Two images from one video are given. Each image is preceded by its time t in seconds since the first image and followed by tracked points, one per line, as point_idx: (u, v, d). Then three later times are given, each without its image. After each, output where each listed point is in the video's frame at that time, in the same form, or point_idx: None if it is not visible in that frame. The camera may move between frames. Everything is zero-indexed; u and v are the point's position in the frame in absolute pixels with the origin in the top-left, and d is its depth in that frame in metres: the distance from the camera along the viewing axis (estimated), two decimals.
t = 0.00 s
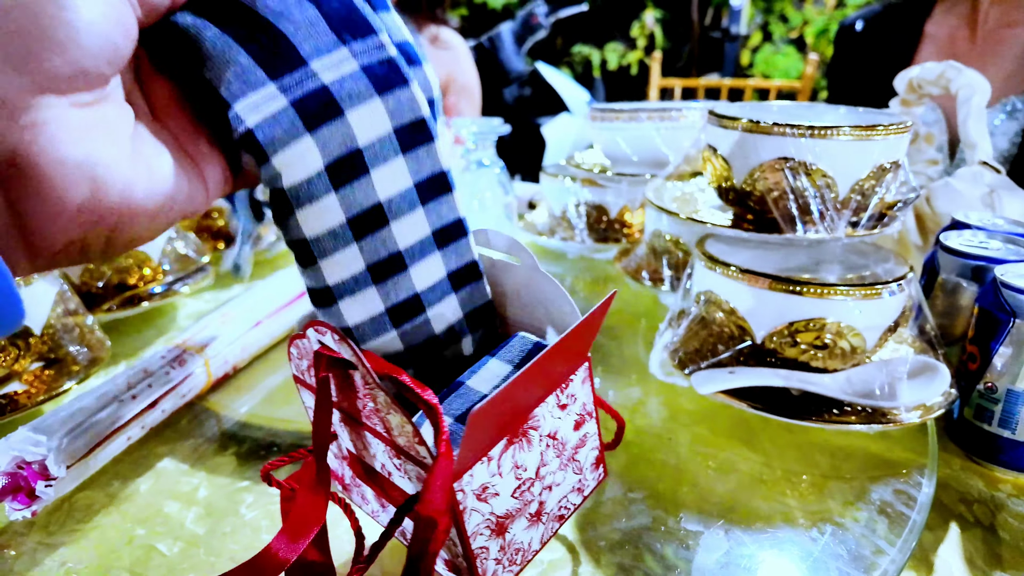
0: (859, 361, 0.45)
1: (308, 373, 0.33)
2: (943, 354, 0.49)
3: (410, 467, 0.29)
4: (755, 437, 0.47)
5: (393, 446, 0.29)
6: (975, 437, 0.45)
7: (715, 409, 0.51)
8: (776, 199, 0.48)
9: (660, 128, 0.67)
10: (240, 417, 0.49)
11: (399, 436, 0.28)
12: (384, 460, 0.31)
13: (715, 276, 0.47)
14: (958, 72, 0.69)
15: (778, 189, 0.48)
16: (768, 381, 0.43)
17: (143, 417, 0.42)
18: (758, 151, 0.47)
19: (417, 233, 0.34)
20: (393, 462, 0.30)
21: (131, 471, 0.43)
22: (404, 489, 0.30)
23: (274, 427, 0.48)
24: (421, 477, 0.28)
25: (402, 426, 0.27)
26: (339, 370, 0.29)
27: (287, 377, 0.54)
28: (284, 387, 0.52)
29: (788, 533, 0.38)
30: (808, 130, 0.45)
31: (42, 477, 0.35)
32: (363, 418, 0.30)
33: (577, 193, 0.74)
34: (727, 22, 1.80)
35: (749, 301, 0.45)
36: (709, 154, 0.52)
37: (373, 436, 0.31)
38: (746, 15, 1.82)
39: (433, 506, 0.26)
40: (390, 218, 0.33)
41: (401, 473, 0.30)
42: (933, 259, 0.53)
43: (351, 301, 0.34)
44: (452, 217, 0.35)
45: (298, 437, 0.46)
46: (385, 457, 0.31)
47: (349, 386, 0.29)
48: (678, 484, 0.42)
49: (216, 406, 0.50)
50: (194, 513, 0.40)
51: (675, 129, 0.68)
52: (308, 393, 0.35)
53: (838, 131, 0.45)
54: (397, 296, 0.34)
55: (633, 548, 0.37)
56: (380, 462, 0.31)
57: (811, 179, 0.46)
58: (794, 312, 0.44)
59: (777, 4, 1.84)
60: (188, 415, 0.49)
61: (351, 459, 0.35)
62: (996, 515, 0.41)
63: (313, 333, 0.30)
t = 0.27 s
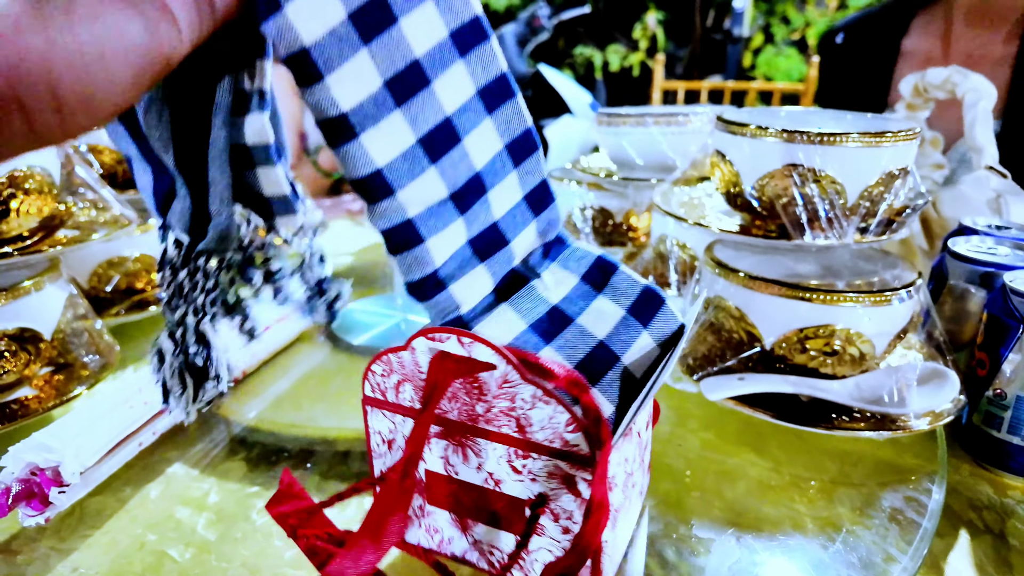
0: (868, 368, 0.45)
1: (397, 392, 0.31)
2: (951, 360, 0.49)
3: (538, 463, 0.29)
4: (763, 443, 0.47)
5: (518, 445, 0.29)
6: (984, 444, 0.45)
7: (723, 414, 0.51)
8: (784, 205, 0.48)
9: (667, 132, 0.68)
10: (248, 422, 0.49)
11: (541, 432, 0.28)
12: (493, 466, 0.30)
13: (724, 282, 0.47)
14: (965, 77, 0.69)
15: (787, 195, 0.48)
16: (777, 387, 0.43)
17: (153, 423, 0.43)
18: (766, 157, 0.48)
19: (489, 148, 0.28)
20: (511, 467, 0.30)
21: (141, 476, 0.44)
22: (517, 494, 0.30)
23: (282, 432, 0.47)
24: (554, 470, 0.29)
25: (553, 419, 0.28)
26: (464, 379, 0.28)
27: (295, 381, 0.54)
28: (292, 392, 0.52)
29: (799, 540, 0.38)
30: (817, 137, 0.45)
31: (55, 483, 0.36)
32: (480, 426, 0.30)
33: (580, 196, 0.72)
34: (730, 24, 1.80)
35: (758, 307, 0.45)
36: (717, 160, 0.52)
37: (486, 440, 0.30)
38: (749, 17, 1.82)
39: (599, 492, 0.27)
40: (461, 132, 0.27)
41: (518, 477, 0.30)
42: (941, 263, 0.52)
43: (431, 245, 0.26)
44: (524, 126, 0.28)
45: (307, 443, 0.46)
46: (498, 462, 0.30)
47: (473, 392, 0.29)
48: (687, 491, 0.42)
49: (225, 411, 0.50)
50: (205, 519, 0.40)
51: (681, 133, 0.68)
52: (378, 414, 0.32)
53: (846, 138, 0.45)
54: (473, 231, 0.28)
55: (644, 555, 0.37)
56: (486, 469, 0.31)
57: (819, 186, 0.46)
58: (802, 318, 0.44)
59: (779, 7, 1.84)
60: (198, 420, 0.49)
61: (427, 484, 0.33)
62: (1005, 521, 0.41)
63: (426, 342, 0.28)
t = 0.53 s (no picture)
0: (873, 385, 0.45)
1: (421, 418, 0.31)
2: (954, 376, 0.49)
3: (571, 483, 0.29)
4: (768, 458, 0.48)
5: (549, 465, 0.29)
6: (987, 460, 0.45)
7: (727, 428, 0.51)
8: (789, 221, 0.48)
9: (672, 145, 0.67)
10: (257, 436, 0.49)
11: (573, 449, 0.29)
12: (521, 488, 0.30)
13: (729, 298, 0.48)
14: (968, 89, 0.69)
15: (791, 212, 0.48)
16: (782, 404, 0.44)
17: (163, 439, 0.43)
18: (771, 175, 0.48)
19: (536, 62, 0.29)
20: (541, 491, 0.30)
21: (152, 490, 0.44)
22: (547, 517, 0.30)
23: (292, 446, 0.48)
24: (588, 491, 0.29)
25: (586, 435, 0.28)
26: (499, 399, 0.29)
27: (303, 394, 0.54)
28: (300, 405, 0.53)
29: (804, 558, 0.38)
30: (823, 155, 0.46)
31: (69, 501, 0.36)
32: (509, 449, 0.30)
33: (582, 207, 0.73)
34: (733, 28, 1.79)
35: (763, 323, 0.46)
36: (722, 175, 0.53)
37: (515, 462, 0.30)
38: (752, 22, 1.82)
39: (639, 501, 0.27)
40: (507, 39, 0.28)
41: (548, 500, 0.30)
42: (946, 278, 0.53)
43: (478, 173, 0.28)
44: (571, 36, 0.30)
45: (314, 457, 0.46)
46: (526, 484, 0.30)
47: (506, 413, 0.30)
48: (693, 507, 0.42)
49: (235, 424, 0.50)
50: (215, 534, 0.41)
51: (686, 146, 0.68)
52: (398, 444, 0.32)
53: (850, 156, 0.45)
54: (520, 150, 0.29)
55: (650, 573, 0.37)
56: (513, 492, 0.30)
57: (824, 203, 0.47)
58: (806, 335, 0.45)
59: (782, 10, 1.80)
60: (207, 433, 0.49)
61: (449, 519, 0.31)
62: (1009, 538, 0.41)
63: (459, 363, 0.30)
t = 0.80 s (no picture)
0: (873, 401, 0.46)
1: (427, 440, 0.32)
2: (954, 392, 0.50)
3: (574, 505, 0.29)
4: (770, 473, 0.48)
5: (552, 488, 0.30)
6: (988, 477, 0.46)
7: (729, 443, 0.52)
8: (789, 238, 0.49)
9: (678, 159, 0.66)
10: (262, 450, 0.50)
11: (576, 473, 0.29)
12: (525, 509, 0.30)
13: (730, 315, 0.48)
14: (970, 102, 0.71)
15: (790, 230, 0.48)
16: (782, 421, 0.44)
17: (171, 454, 0.44)
18: (770, 193, 0.49)
19: None
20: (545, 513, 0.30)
21: (160, 505, 0.45)
22: (551, 538, 0.30)
23: (296, 461, 0.48)
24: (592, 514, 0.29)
25: (590, 459, 0.29)
26: (504, 423, 0.29)
27: (307, 408, 0.55)
28: (305, 419, 0.53)
29: None
30: (822, 174, 0.46)
31: (78, 518, 0.37)
32: (514, 471, 0.30)
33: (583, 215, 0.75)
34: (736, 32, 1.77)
35: (763, 340, 0.46)
36: (722, 192, 0.54)
37: (519, 484, 0.30)
38: (754, 27, 1.82)
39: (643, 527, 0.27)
40: None
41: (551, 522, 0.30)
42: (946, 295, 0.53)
43: (449, 108, 0.31)
44: None
45: (319, 472, 0.47)
46: (530, 505, 0.30)
47: (511, 436, 0.30)
48: (695, 524, 0.43)
49: (240, 439, 0.51)
50: (221, 549, 0.41)
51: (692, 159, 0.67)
52: (404, 464, 0.33)
53: (850, 175, 0.46)
54: (499, 89, 0.32)
55: None
56: (517, 513, 0.30)
57: (823, 221, 0.47)
58: (806, 353, 0.45)
59: (783, 15, 1.80)
60: (214, 448, 0.50)
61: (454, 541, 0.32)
62: (1009, 555, 0.41)
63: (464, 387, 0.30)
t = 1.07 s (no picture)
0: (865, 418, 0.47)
1: (431, 461, 0.33)
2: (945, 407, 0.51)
3: (575, 526, 0.30)
4: (765, 488, 0.49)
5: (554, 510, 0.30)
6: (979, 491, 0.47)
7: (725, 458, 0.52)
8: (781, 257, 0.50)
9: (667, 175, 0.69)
10: (266, 466, 0.50)
11: (577, 495, 0.30)
12: (527, 530, 0.31)
13: (726, 332, 0.49)
14: (960, 118, 0.73)
15: (784, 249, 0.49)
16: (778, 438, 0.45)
17: (177, 472, 0.45)
18: (764, 213, 0.50)
19: None
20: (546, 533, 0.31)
21: (165, 522, 0.45)
22: (553, 557, 0.31)
23: (298, 477, 0.49)
24: (592, 535, 0.30)
25: (590, 482, 0.30)
26: (507, 446, 0.30)
27: (310, 423, 0.55)
28: (308, 434, 0.54)
29: None
30: (814, 195, 0.47)
31: (86, 538, 0.37)
32: (517, 492, 0.31)
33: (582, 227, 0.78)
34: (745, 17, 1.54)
35: (758, 358, 0.47)
36: (717, 211, 0.55)
37: (521, 506, 0.31)
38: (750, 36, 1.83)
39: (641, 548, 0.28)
40: None
41: (553, 542, 0.31)
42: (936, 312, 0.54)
43: None
44: None
45: (321, 489, 0.47)
46: (532, 526, 0.31)
47: (513, 459, 0.31)
48: (692, 538, 0.43)
49: (244, 455, 0.52)
50: (227, 566, 0.42)
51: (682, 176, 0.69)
52: (408, 485, 0.33)
53: (842, 197, 0.47)
54: None
55: None
56: (519, 533, 0.31)
57: (816, 240, 0.48)
58: (800, 370, 0.46)
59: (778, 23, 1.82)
60: (218, 464, 0.50)
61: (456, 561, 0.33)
62: (998, 567, 0.42)
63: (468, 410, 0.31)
